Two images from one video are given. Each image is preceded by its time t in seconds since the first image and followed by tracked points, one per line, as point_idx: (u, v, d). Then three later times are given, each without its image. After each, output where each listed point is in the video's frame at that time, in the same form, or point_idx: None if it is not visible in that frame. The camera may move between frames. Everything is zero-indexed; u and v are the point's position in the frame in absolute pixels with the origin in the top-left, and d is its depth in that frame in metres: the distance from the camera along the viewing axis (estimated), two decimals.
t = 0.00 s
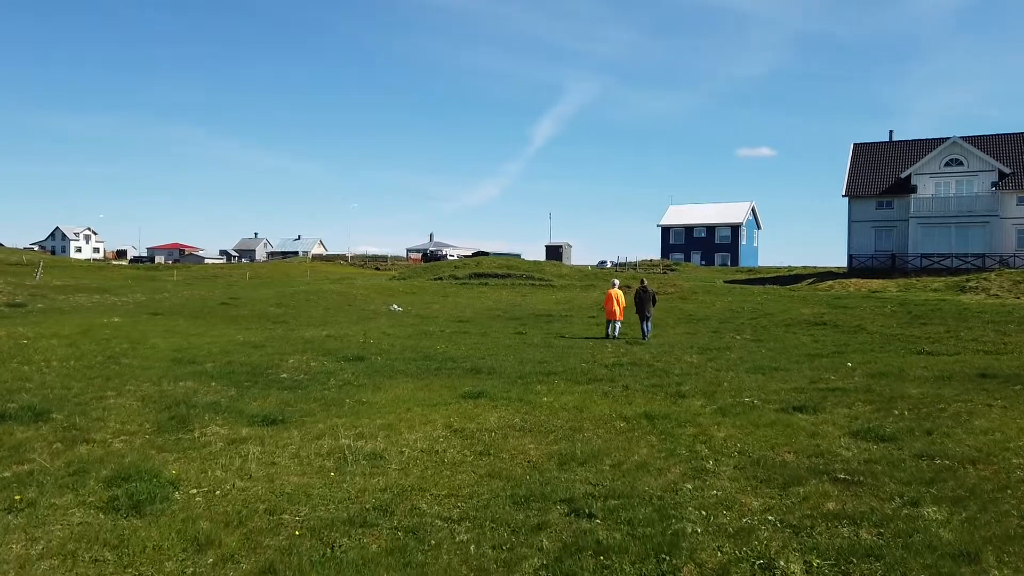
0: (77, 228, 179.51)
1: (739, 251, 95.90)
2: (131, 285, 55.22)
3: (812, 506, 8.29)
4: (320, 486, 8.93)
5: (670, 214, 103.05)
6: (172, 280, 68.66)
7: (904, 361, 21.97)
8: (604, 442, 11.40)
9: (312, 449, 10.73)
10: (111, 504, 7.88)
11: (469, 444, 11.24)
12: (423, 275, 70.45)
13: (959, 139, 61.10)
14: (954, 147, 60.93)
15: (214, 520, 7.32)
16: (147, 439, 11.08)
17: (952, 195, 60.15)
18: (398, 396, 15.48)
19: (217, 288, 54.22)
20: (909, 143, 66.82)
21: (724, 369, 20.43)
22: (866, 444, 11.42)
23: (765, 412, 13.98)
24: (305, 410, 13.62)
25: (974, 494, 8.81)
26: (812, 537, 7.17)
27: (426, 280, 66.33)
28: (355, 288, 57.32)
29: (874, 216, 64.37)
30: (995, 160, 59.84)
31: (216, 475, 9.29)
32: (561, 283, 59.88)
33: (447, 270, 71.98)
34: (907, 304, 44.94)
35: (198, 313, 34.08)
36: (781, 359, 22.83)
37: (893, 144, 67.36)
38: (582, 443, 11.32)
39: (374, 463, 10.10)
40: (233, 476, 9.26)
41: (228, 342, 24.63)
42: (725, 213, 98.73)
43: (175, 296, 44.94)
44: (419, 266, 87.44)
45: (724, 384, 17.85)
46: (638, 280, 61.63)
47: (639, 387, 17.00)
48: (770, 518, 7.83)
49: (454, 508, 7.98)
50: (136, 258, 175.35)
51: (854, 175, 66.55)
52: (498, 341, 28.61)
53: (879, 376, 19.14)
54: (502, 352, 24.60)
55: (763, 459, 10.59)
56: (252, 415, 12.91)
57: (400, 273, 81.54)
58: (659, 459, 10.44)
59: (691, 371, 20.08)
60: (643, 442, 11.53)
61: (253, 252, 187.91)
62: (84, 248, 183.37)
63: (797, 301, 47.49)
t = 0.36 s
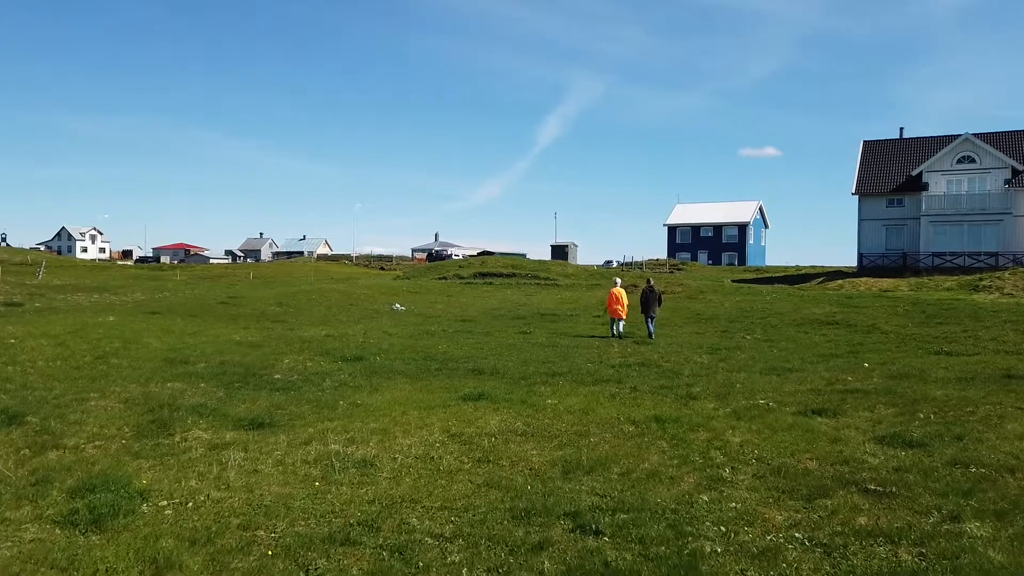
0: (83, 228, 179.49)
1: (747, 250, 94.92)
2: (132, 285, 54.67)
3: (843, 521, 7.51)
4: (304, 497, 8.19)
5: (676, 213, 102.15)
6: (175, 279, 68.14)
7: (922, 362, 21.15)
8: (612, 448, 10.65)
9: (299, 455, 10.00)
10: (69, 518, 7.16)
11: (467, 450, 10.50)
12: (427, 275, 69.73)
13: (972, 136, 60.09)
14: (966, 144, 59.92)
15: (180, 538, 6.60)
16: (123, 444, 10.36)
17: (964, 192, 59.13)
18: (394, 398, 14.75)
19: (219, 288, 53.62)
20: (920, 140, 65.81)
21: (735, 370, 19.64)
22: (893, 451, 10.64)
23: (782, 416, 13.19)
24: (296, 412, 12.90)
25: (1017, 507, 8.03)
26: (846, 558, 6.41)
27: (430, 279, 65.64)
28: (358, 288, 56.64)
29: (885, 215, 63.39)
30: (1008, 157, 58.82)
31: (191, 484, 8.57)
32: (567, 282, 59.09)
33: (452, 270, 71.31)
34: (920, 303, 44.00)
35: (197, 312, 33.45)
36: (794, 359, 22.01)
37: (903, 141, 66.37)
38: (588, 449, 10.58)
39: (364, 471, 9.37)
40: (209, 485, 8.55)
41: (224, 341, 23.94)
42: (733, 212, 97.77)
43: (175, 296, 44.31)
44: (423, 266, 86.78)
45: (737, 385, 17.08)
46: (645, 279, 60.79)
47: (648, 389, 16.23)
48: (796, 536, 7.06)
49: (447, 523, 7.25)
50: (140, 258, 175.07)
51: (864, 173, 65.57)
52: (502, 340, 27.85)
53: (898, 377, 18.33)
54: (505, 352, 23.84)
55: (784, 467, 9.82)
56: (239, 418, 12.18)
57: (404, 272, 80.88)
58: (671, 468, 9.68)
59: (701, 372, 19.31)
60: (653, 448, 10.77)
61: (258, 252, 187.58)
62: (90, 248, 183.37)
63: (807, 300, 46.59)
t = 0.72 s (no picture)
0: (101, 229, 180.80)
1: (765, 250, 93.53)
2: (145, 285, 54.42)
3: (898, 550, 6.65)
4: (295, 517, 7.45)
5: (693, 212, 100.92)
6: (189, 280, 67.93)
7: (957, 365, 20.12)
8: (633, 461, 9.82)
9: (294, 467, 9.23)
10: (32, 541, 6.44)
11: (476, 462, 9.71)
12: (441, 275, 69.10)
13: (998, 132, 58.57)
14: (992, 141, 58.43)
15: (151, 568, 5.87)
16: (108, 455, 9.68)
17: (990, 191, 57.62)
18: (402, 403, 14.00)
19: (231, 288, 53.21)
20: (944, 138, 64.32)
21: (760, 374, 18.72)
22: (941, 466, 9.73)
23: (815, 424, 12.30)
24: (296, 419, 12.17)
25: None
26: None
27: (444, 279, 64.99)
28: (372, 288, 56.06)
29: (908, 213, 61.99)
30: None
31: (173, 499, 7.85)
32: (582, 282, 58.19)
33: (466, 270, 70.65)
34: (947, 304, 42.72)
35: (206, 312, 32.94)
36: (821, 363, 21.05)
37: (927, 138, 64.90)
38: (608, 461, 9.77)
39: (363, 485, 8.61)
40: (192, 500, 7.83)
41: (230, 343, 23.32)
42: (751, 211, 96.40)
43: (187, 296, 43.89)
44: (438, 266, 86.15)
45: (762, 390, 16.17)
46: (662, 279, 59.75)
47: (669, 394, 15.36)
48: (847, 568, 6.21)
49: (451, 550, 6.47)
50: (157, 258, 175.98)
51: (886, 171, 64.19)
52: (516, 342, 27.05)
53: (934, 382, 17.34)
54: (519, 354, 23.04)
55: (822, 483, 8.95)
56: (235, 426, 11.48)
57: (418, 273, 80.30)
58: (699, 484, 8.84)
59: (724, 375, 18.41)
60: (677, 460, 9.94)
61: (274, 252, 188.08)
62: (108, 249, 184.66)
63: (829, 300, 45.43)
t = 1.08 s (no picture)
0: (110, 230, 181.42)
1: (776, 250, 92.36)
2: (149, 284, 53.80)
3: None
4: (276, 537, 6.66)
5: (703, 211, 99.80)
6: (195, 279, 67.37)
7: (988, 367, 19.14)
8: (652, 471, 8.98)
9: (280, 477, 8.45)
10: None
11: (480, 472, 8.89)
12: (448, 275, 68.34)
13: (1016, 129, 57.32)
14: (1010, 138, 57.21)
15: None
16: (81, 463, 8.92)
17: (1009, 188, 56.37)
18: (403, 406, 13.19)
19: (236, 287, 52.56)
20: (961, 134, 63.07)
21: (780, 376, 17.84)
22: (991, 479, 8.86)
23: (845, 431, 11.44)
24: (289, 424, 11.37)
25: None
26: None
27: (451, 279, 64.22)
28: (378, 287, 55.30)
29: (924, 212, 60.83)
30: None
31: (143, 515, 7.08)
32: (591, 282, 57.25)
33: (473, 269, 69.88)
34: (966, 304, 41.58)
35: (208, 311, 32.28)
36: (843, 364, 20.13)
37: (943, 135, 63.68)
38: (625, 471, 8.94)
39: (354, 499, 7.79)
40: (166, 517, 7.05)
41: (229, 342, 22.56)
42: (762, 211, 95.21)
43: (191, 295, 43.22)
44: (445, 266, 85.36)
45: (785, 393, 15.26)
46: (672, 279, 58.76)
47: (686, 398, 14.50)
48: None
49: None
50: (166, 258, 175.99)
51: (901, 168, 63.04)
52: (524, 342, 26.22)
53: (966, 385, 16.41)
54: (527, 355, 22.19)
55: (862, 497, 8.10)
56: (222, 431, 10.70)
57: (425, 272, 79.54)
58: (726, 498, 8.00)
59: (743, 377, 17.54)
60: (700, 471, 9.08)
61: (281, 252, 187.90)
62: (117, 249, 185.00)
63: (845, 300, 44.38)
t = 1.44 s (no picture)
0: (111, 230, 180.96)
1: (780, 250, 91.52)
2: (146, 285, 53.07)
3: None
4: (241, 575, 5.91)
5: (706, 211, 98.93)
6: (192, 279, 66.66)
7: (1008, 372, 18.35)
8: (661, 492, 8.22)
9: (255, 500, 7.69)
10: None
11: (474, 493, 8.13)
12: (449, 275, 67.64)
13: None
14: (1019, 136, 56.32)
15: None
16: (39, 483, 8.16)
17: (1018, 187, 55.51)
18: (395, 416, 12.44)
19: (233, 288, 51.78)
20: (969, 133, 62.20)
21: (792, 382, 17.07)
22: None
23: (867, 445, 10.66)
24: (271, 436, 10.61)
25: None
26: None
27: (452, 279, 63.51)
28: (377, 288, 54.56)
29: (931, 211, 60.01)
30: None
31: (95, 548, 6.32)
32: (593, 282, 56.47)
33: (474, 269, 69.18)
34: (977, 305, 40.75)
35: (201, 312, 31.57)
36: (856, 369, 19.35)
37: (950, 134, 62.81)
38: (632, 493, 8.18)
39: (333, 526, 7.03)
40: (119, 550, 6.29)
41: (219, 346, 21.81)
42: (765, 211, 94.35)
43: (187, 296, 42.48)
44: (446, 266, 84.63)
45: (798, 401, 14.48)
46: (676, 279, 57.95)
47: (695, 406, 13.73)
48: None
49: None
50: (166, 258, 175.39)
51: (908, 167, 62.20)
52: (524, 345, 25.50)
53: (988, 392, 15.62)
54: (528, 359, 21.42)
55: (894, 524, 7.33)
56: (198, 444, 9.94)
57: (425, 273, 78.80)
58: (745, 525, 7.24)
59: (753, 383, 16.77)
60: (714, 493, 8.31)
61: (282, 252, 187.22)
62: (117, 249, 184.50)
63: (852, 301, 43.61)
